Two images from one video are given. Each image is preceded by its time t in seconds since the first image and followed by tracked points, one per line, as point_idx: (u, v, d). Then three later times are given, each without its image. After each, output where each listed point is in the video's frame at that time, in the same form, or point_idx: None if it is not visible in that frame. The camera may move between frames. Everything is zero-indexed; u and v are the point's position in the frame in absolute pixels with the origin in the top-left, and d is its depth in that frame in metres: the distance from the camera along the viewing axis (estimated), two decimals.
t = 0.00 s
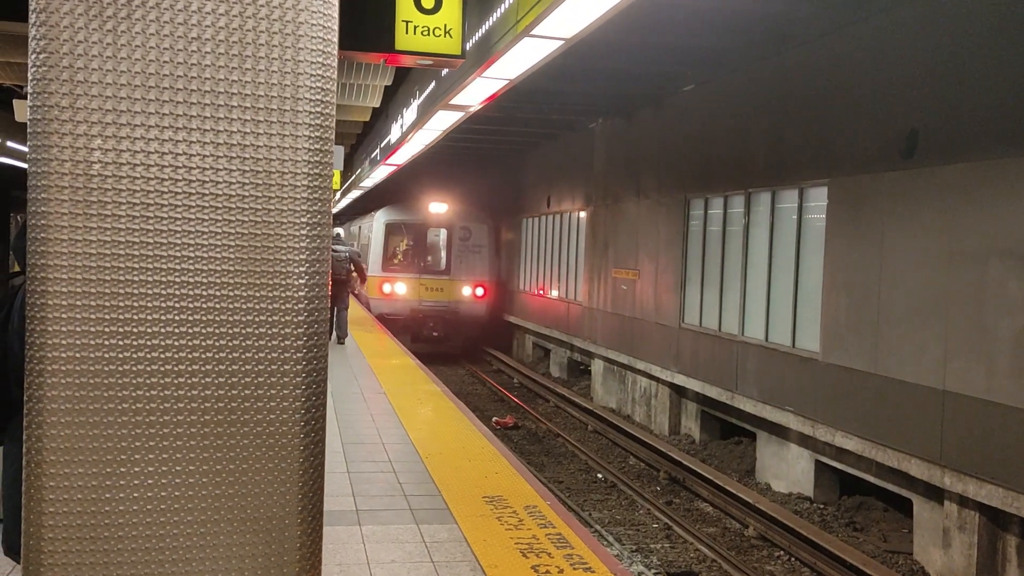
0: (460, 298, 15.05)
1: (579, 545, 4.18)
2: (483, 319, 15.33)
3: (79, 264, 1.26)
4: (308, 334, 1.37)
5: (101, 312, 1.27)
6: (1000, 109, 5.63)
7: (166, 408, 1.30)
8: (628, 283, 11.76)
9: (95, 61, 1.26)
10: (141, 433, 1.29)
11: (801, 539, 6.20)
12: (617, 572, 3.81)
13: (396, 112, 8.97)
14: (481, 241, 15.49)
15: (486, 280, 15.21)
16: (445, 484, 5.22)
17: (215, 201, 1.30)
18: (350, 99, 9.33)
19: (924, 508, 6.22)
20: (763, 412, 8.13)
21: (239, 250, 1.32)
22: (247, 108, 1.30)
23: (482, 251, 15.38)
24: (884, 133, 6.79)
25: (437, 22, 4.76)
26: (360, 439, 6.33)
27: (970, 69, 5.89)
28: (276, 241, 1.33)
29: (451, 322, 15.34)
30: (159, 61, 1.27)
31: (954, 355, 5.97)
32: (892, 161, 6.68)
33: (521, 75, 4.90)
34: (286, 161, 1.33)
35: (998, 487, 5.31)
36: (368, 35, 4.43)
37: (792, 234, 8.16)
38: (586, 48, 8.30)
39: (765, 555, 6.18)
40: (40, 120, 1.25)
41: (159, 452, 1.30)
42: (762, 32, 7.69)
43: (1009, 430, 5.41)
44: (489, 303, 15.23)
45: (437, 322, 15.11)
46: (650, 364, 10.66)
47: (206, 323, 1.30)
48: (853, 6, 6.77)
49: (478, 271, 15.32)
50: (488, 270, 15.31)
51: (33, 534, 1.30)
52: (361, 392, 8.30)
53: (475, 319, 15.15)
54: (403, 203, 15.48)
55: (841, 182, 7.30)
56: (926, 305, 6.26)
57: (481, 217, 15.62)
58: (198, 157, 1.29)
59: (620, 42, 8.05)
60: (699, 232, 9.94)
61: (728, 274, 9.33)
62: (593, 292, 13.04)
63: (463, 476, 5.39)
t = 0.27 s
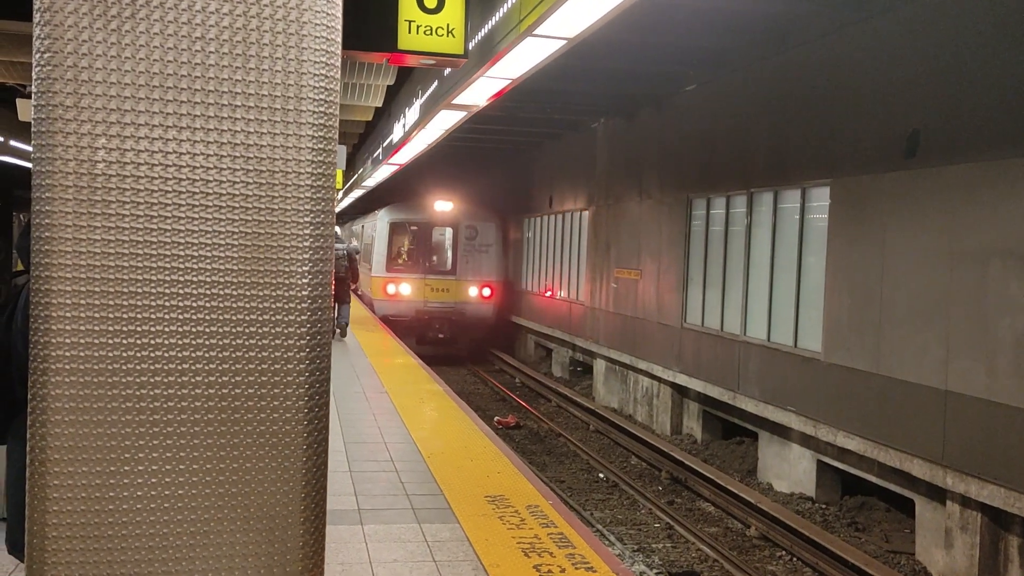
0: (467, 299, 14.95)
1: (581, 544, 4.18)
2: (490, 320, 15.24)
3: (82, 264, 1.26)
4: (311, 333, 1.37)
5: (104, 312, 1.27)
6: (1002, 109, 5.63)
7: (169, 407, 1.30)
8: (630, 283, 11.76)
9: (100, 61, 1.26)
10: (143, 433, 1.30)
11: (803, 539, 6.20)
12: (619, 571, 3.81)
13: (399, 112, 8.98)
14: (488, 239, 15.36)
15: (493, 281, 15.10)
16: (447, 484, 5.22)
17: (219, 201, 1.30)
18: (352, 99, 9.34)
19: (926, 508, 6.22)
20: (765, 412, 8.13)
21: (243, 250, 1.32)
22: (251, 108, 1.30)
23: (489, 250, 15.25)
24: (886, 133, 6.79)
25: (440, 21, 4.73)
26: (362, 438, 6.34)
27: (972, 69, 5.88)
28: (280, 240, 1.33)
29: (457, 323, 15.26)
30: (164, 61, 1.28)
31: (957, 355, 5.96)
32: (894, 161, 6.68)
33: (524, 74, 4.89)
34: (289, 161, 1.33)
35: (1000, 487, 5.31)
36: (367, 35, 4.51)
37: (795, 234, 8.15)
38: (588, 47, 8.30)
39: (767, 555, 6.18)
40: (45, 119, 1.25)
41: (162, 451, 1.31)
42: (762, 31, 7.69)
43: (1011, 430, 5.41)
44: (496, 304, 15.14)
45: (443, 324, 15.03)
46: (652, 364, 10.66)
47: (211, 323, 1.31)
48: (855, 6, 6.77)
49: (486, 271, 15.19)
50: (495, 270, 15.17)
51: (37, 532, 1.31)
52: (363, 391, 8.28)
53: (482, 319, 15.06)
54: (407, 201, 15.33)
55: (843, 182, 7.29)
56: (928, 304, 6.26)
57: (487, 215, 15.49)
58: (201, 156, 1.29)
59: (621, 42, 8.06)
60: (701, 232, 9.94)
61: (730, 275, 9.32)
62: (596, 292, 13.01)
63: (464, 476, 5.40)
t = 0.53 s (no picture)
0: (474, 299, 14.76)
1: (584, 543, 4.19)
2: (498, 320, 15.08)
3: (86, 262, 1.26)
4: (315, 332, 1.37)
5: (108, 310, 1.27)
6: (1006, 109, 5.61)
7: (173, 405, 1.30)
8: (633, 283, 11.75)
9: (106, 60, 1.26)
10: (147, 431, 1.30)
11: (806, 539, 6.20)
12: (622, 571, 3.82)
13: (402, 111, 8.98)
14: (496, 239, 15.17)
15: (501, 281, 14.92)
16: (450, 483, 5.23)
17: (223, 199, 1.30)
18: (355, 97, 9.35)
19: (930, 508, 6.20)
20: (768, 412, 8.12)
21: (246, 248, 1.32)
22: (255, 106, 1.30)
23: (496, 250, 15.04)
24: (889, 133, 6.78)
25: (443, 21, 4.74)
26: (364, 437, 6.35)
27: (976, 68, 5.87)
28: (283, 239, 1.33)
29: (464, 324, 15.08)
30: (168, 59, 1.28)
31: (960, 355, 5.95)
32: (897, 161, 6.67)
33: (529, 73, 4.85)
34: (293, 159, 1.33)
35: (1003, 488, 5.29)
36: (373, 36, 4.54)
37: (798, 234, 8.13)
38: (591, 47, 8.31)
39: (770, 555, 6.17)
40: (48, 116, 1.25)
41: (166, 449, 1.31)
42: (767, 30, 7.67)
43: (1014, 430, 5.40)
44: (504, 304, 14.97)
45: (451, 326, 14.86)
46: (655, 364, 10.65)
47: (215, 322, 1.31)
48: (858, 6, 6.76)
49: (494, 271, 15.00)
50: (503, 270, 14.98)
51: (40, 531, 1.30)
52: (366, 391, 8.27)
53: (490, 320, 14.90)
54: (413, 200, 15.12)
55: (847, 181, 7.28)
56: (932, 304, 6.25)
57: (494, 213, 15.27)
58: (205, 155, 1.29)
59: (624, 42, 8.06)
60: (704, 232, 9.93)
61: (734, 274, 9.31)
62: (599, 292, 12.99)
63: (467, 474, 5.41)
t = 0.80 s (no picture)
0: (484, 300, 14.30)
1: (587, 543, 4.19)
2: (508, 321, 14.61)
3: (92, 260, 1.27)
4: (320, 331, 1.37)
5: (114, 309, 1.27)
6: (1011, 108, 5.59)
7: (178, 404, 1.30)
8: (637, 282, 11.74)
9: (111, 58, 1.26)
10: (152, 429, 1.30)
11: (810, 539, 6.19)
12: (625, 570, 3.82)
13: (407, 110, 8.99)
14: (506, 237, 14.71)
15: (511, 281, 14.46)
16: (454, 482, 5.23)
17: (228, 198, 1.30)
18: (359, 96, 9.36)
19: (934, 509, 6.19)
20: (773, 411, 8.12)
21: (250, 247, 1.32)
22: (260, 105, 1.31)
23: (506, 248, 14.60)
24: (894, 132, 6.76)
25: (448, 19, 4.73)
26: (368, 436, 6.36)
27: (981, 67, 5.85)
28: (289, 237, 1.33)
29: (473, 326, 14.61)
30: (173, 58, 1.28)
31: (965, 355, 5.94)
32: (902, 161, 6.65)
33: (534, 71, 4.85)
34: (298, 158, 1.33)
35: (1008, 489, 5.28)
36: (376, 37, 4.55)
37: (803, 232, 8.12)
38: (595, 46, 8.31)
39: (774, 555, 6.16)
40: (55, 115, 1.26)
41: (171, 447, 1.31)
42: (774, 27, 7.64)
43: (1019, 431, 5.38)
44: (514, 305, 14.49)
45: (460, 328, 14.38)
46: (658, 364, 10.64)
47: (220, 322, 1.31)
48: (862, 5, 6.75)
49: (504, 271, 14.53)
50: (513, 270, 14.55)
51: (46, 528, 1.31)
52: (370, 389, 8.30)
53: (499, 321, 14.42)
54: (420, 197, 14.67)
55: (852, 181, 7.26)
56: (936, 304, 6.23)
57: (503, 211, 14.86)
58: (210, 154, 1.29)
59: (629, 40, 8.06)
60: (709, 231, 9.91)
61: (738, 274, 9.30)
62: (603, 291, 12.98)
63: (471, 473, 5.41)
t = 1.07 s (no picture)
0: (495, 301, 13.67)
1: (592, 542, 4.18)
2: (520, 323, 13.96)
3: (100, 257, 1.27)
4: (325, 329, 1.38)
5: (120, 307, 1.27)
6: (1019, 107, 5.57)
7: (184, 401, 1.31)
8: (642, 281, 11.71)
9: (118, 56, 1.26)
10: (158, 426, 1.30)
11: (815, 539, 6.18)
12: (630, 569, 3.81)
13: (412, 108, 8.99)
14: (518, 236, 14.08)
15: (522, 282, 13.82)
16: (460, 480, 5.23)
17: (234, 196, 1.30)
18: (365, 95, 9.35)
19: (940, 509, 6.17)
20: (778, 410, 8.11)
21: (256, 244, 1.32)
22: (267, 103, 1.31)
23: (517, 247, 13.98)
24: (901, 131, 6.74)
25: (454, 18, 4.75)
26: (373, 434, 6.36)
27: (989, 66, 5.82)
28: (294, 236, 1.33)
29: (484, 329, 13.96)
30: (180, 56, 1.28)
31: (972, 355, 5.91)
32: (909, 160, 6.63)
33: (540, 70, 4.88)
34: (304, 156, 1.33)
35: (1014, 489, 5.26)
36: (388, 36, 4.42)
37: (809, 229, 8.10)
38: (601, 44, 8.30)
39: (779, 555, 6.15)
40: (62, 113, 1.26)
41: (176, 444, 1.31)
42: (783, 26, 7.60)
43: None
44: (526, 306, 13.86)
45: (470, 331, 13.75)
46: (663, 364, 10.63)
47: (225, 320, 1.31)
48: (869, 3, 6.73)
49: (516, 271, 13.90)
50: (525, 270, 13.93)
51: (53, 525, 1.31)
52: (374, 387, 8.30)
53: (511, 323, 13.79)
54: (429, 195, 14.08)
55: (858, 180, 7.24)
56: (943, 304, 6.21)
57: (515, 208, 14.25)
58: (216, 152, 1.30)
59: (635, 39, 8.04)
60: (714, 230, 9.89)
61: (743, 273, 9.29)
62: (609, 290, 12.96)
63: (476, 472, 5.41)
